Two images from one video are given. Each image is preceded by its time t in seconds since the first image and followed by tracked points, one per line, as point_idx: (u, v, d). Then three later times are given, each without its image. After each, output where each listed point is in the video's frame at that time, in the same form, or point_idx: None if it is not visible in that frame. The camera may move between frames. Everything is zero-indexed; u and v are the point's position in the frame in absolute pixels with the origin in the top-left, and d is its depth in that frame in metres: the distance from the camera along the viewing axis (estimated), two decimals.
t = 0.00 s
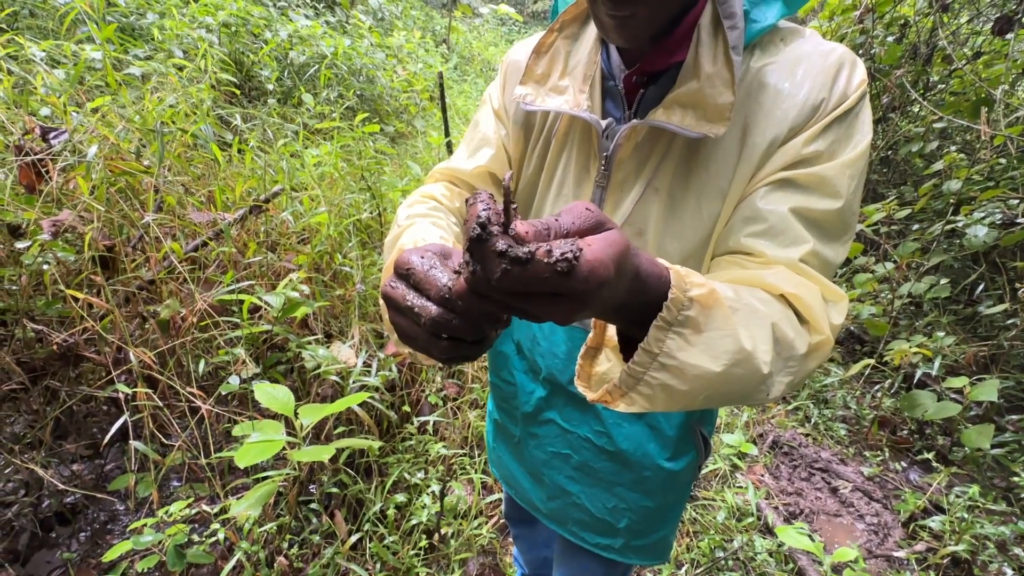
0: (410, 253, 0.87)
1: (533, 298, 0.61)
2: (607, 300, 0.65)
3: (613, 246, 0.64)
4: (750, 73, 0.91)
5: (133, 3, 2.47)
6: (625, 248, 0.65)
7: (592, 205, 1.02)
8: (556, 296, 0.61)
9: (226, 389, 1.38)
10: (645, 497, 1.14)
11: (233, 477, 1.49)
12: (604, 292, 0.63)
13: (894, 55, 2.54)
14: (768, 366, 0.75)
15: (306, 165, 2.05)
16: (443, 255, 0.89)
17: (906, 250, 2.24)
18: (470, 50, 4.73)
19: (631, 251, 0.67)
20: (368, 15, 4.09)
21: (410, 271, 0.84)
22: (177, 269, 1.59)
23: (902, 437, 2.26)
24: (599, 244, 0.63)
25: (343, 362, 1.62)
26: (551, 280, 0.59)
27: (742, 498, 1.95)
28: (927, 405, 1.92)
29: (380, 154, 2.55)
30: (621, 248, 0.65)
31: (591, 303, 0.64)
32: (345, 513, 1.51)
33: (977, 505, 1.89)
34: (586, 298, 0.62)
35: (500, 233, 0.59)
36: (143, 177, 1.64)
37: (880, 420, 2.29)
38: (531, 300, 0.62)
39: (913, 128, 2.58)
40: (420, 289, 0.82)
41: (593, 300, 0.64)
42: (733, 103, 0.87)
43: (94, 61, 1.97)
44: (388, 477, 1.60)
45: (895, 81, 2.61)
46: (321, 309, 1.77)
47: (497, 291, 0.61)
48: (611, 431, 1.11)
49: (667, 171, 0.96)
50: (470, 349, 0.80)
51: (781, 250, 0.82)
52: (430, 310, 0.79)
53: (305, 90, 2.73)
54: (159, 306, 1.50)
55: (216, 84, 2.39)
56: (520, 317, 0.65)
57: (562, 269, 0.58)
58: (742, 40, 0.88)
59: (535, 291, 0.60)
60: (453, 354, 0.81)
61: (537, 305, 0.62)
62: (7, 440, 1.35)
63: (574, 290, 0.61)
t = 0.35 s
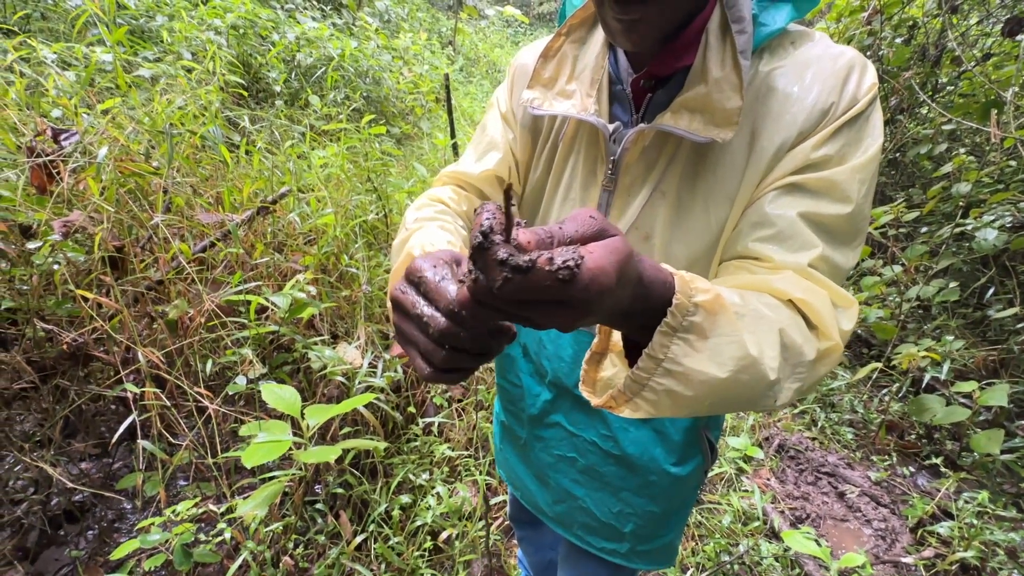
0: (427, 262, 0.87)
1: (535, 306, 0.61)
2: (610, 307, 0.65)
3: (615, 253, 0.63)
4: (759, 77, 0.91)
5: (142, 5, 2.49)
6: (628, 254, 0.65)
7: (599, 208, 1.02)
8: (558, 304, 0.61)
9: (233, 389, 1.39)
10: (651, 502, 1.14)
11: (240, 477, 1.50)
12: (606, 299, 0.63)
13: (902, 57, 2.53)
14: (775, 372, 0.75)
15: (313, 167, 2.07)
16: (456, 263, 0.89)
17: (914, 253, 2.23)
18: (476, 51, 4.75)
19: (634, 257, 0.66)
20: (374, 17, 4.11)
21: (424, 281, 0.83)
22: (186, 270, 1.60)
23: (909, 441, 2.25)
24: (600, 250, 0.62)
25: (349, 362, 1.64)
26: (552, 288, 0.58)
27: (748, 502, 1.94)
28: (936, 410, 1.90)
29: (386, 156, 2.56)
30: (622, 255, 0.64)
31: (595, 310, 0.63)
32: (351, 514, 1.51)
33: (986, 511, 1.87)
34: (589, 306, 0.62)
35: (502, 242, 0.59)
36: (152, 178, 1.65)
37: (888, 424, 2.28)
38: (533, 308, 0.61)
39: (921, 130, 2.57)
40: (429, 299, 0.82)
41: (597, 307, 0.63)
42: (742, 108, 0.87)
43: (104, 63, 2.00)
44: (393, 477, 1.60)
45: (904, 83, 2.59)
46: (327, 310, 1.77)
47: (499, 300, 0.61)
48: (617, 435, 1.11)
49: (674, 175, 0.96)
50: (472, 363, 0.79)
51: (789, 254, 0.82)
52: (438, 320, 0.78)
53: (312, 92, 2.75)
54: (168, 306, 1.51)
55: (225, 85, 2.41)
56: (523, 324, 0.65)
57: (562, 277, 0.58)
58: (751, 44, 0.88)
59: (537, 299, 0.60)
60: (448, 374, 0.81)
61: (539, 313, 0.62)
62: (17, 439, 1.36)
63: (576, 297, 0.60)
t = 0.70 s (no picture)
0: (434, 274, 0.87)
1: (543, 315, 0.60)
2: (619, 315, 0.65)
3: (627, 260, 0.62)
4: (765, 80, 0.91)
5: (151, 10, 2.52)
6: (640, 261, 0.64)
7: (605, 212, 1.02)
8: (567, 312, 0.60)
9: (239, 391, 1.40)
10: (656, 507, 1.13)
11: (245, 478, 1.51)
12: (616, 307, 0.63)
13: (909, 59, 2.52)
14: (788, 377, 0.75)
15: (318, 169, 2.08)
16: (467, 277, 0.88)
17: (922, 256, 2.21)
18: (480, 54, 4.77)
19: (646, 264, 0.66)
20: (380, 20, 4.13)
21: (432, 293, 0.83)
22: (193, 272, 1.62)
23: (917, 446, 2.23)
24: (612, 258, 0.61)
25: (354, 364, 1.65)
26: (562, 298, 0.58)
27: (754, 507, 1.93)
28: (944, 414, 1.88)
29: (391, 158, 2.57)
30: (634, 262, 0.63)
31: (603, 319, 0.63)
32: (355, 516, 1.52)
33: (995, 517, 1.85)
34: (598, 314, 0.61)
35: (512, 250, 0.57)
36: (160, 181, 1.67)
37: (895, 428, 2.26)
38: (541, 317, 0.61)
39: (928, 132, 2.55)
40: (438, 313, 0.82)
41: (606, 316, 0.63)
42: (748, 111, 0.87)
43: (113, 67, 2.02)
44: (398, 480, 1.60)
45: (910, 85, 2.58)
46: (332, 312, 1.78)
47: (507, 310, 0.60)
48: (622, 439, 1.11)
49: (681, 178, 0.96)
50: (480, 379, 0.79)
51: (799, 257, 0.81)
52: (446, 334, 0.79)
53: (318, 95, 2.76)
54: (175, 308, 1.52)
55: (232, 89, 2.43)
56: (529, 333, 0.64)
57: (574, 286, 0.57)
58: (757, 48, 0.89)
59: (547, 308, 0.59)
60: (434, 391, 0.81)
61: (548, 322, 0.61)
62: (26, 440, 1.37)
63: (586, 306, 0.60)
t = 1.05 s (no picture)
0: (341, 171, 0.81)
1: (501, 329, 0.63)
2: (594, 329, 0.63)
3: (585, 268, 0.61)
4: (771, 85, 0.91)
5: (158, 16, 2.54)
6: (608, 268, 0.62)
7: (610, 214, 1.02)
8: (522, 323, 0.62)
9: (244, 396, 1.41)
10: (656, 511, 1.13)
11: (251, 482, 1.51)
12: (578, 316, 0.61)
13: (914, 62, 2.51)
14: (806, 388, 0.72)
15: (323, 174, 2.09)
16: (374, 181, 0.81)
17: (929, 260, 2.20)
18: (484, 58, 4.78)
19: (621, 274, 0.63)
20: (384, 25, 4.16)
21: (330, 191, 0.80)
22: (199, 276, 1.63)
23: (924, 451, 2.21)
24: (566, 267, 0.62)
25: (358, 370, 1.64)
26: (503, 307, 0.61)
27: (760, 512, 1.92)
28: (951, 419, 1.86)
29: (395, 162, 2.58)
30: (597, 271, 0.61)
31: (569, 331, 0.62)
32: (359, 520, 1.52)
33: (1004, 523, 1.83)
34: (556, 325, 0.62)
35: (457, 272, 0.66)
36: (167, 187, 1.68)
37: (902, 433, 2.25)
38: (499, 331, 0.63)
39: (934, 135, 2.54)
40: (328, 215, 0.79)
41: (571, 327, 0.62)
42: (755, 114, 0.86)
43: (122, 74, 2.04)
44: (402, 484, 1.61)
45: (916, 87, 2.57)
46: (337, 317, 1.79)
47: (466, 326, 0.65)
48: (623, 443, 1.11)
49: (688, 183, 0.96)
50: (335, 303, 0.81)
51: (810, 260, 0.81)
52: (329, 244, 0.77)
53: (323, 100, 2.78)
54: (181, 313, 1.53)
55: (238, 94, 2.45)
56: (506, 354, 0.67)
57: (508, 294, 0.61)
58: (765, 52, 0.88)
59: (494, 321, 0.63)
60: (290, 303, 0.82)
61: (508, 337, 0.63)
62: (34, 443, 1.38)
63: (536, 316, 0.61)
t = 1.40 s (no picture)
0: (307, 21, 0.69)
1: (466, 303, 0.66)
2: (561, 314, 0.64)
3: (552, 250, 0.63)
4: (777, 90, 0.91)
5: (164, 23, 2.56)
6: (576, 252, 0.63)
7: (613, 210, 1.01)
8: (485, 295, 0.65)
9: (249, 401, 1.42)
10: (634, 509, 1.13)
11: (255, 487, 1.52)
12: (540, 294, 0.63)
13: (919, 64, 2.51)
14: (791, 388, 0.71)
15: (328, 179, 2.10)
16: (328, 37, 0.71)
17: (934, 263, 2.19)
18: (488, 61, 4.78)
19: (593, 260, 0.64)
20: (388, 30, 4.16)
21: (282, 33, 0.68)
22: (204, 282, 1.64)
23: (931, 456, 2.20)
24: (535, 248, 0.64)
25: (363, 374, 1.67)
26: (466, 277, 0.65)
27: (765, 517, 1.91)
28: (958, 423, 1.85)
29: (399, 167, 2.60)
30: (566, 252, 0.63)
31: (532, 310, 0.64)
32: (363, 525, 1.52)
33: (1013, 529, 1.82)
34: (519, 303, 0.64)
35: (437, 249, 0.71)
36: (173, 193, 1.69)
37: (908, 438, 2.23)
38: (465, 308, 0.66)
39: (940, 137, 2.53)
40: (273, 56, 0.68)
41: (535, 306, 0.64)
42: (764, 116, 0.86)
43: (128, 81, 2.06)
44: (406, 489, 1.61)
45: (920, 90, 2.56)
46: (342, 321, 1.79)
47: (435, 302, 0.68)
48: (609, 439, 1.11)
49: (691, 183, 0.95)
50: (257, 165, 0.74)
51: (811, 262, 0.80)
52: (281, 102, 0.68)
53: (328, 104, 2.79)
54: (186, 318, 1.54)
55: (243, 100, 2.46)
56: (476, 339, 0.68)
57: (473, 266, 0.65)
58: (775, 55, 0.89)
59: (460, 293, 0.66)
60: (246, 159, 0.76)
61: (472, 314, 0.66)
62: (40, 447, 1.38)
63: (499, 290, 0.64)
